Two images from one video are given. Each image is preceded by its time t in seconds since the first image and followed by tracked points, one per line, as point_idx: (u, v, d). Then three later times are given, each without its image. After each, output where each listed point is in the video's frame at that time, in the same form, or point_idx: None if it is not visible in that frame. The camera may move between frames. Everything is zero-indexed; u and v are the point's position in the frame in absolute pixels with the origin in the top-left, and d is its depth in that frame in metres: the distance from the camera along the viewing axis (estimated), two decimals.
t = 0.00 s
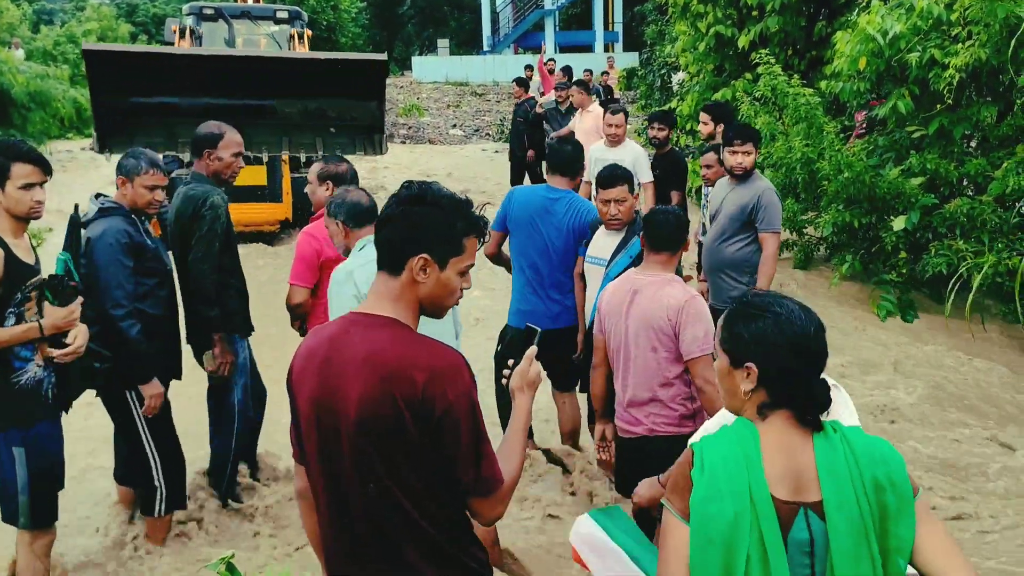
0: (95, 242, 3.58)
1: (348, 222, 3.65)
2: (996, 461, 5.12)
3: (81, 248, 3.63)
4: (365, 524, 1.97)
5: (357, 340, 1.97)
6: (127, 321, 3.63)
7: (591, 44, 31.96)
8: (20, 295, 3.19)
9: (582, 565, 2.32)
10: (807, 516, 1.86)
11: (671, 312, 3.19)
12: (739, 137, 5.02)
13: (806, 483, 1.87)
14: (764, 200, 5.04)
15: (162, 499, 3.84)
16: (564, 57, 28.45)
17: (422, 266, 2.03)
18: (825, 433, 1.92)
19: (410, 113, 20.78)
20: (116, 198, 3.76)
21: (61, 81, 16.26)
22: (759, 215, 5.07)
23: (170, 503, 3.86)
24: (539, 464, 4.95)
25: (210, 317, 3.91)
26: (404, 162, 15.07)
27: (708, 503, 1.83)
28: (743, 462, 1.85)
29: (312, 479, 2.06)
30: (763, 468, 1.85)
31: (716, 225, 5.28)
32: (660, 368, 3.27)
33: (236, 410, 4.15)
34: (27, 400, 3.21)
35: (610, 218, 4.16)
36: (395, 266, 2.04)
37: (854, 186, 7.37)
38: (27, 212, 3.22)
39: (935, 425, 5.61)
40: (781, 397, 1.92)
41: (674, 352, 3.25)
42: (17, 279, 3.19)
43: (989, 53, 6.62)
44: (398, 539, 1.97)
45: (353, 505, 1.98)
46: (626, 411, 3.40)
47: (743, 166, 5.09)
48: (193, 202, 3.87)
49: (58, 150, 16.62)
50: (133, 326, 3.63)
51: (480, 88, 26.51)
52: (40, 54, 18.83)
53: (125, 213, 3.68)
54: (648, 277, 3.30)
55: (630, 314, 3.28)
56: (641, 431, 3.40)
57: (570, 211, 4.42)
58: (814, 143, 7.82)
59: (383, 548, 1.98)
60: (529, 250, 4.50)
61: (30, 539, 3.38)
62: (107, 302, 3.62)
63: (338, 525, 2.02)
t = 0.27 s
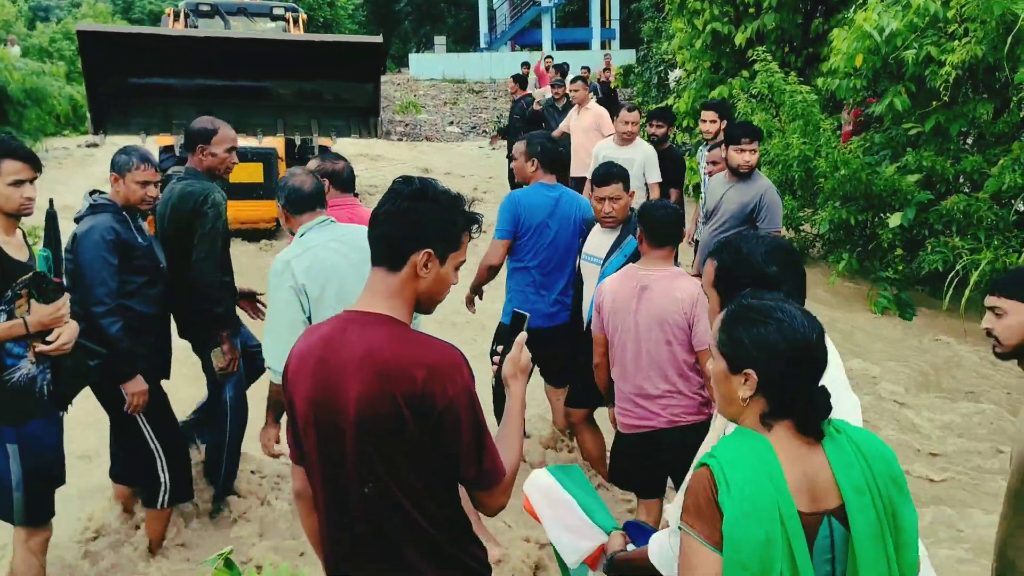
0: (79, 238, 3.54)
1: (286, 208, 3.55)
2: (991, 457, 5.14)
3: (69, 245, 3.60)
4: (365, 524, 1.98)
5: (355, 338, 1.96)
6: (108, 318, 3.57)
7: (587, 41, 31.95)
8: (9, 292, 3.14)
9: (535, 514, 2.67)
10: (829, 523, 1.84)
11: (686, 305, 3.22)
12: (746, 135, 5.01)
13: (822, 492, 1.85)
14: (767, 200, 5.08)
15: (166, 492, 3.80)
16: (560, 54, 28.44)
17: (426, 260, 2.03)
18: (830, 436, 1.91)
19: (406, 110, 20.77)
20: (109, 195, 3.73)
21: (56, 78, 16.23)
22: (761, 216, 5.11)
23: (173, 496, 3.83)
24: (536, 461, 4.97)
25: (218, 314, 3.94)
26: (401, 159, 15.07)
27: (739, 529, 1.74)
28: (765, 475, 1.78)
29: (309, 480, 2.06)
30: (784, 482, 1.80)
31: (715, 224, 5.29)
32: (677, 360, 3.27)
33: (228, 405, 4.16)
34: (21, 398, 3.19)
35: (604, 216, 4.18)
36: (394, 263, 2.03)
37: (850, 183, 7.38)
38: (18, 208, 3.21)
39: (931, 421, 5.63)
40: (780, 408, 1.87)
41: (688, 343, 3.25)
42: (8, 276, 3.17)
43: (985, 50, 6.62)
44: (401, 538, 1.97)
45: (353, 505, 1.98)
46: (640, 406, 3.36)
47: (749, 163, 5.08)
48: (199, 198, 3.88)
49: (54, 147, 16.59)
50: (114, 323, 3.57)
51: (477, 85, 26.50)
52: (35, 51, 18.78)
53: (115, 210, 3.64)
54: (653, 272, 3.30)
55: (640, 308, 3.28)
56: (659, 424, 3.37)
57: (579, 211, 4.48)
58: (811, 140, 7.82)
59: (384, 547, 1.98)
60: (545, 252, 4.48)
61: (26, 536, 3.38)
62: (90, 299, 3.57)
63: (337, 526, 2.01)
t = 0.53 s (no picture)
0: (81, 239, 3.50)
1: (281, 193, 3.56)
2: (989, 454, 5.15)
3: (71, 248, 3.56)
4: (366, 522, 1.98)
5: (350, 337, 1.97)
6: (112, 320, 3.53)
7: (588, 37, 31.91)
8: (5, 288, 3.18)
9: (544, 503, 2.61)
10: (842, 521, 1.86)
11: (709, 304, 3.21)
12: (746, 131, 5.03)
13: (832, 489, 1.87)
14: (769, 194, 5.08)
15: (157, 501, 3.77)
16: (561, 49, 28.41)
17: (410, 252, 2.03)
18: (832, 430, 1.95)
19: (407, 106, 20.77)
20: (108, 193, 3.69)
21: (57, 73, 16.22)
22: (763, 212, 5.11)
23: (165, 505, 3.80)
24: (534, 457, 4.98)
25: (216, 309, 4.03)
26: (402, 155, 15.07)
27: (776, 538, 1.71)
28: (784, 475, 1.76)
29: (308, 481, 2.06)
30: (803, 481, 1.78)
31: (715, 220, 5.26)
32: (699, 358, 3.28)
33: (219, 399, 4.21)
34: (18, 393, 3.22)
35: (591, 212, 4.20)
36: (379, 257, 2.03)
37: (851, 180, 7.40)
38: (12, 205, 3.19)
39: (929, 418, 5.63)
40: (781, 412, 1.84)
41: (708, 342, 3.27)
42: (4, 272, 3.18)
43: (986, 46, 6.62)
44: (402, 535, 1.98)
45: (353, 505, 1.98)
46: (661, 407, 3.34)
47: (750, 159, 5.09)
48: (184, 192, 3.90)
49: (54, 142, 16.60)
50: (117, 325, 3.53)
51: (477, 81, 26.47)
52: (36, 46, 18.77)
53: (115, 209, 3.61)
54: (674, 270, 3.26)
55: (662, 307, 3.24)
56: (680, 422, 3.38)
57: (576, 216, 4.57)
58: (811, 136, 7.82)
59: (385, 545, 1.99)
60: (547, 253, 4.52)
61: (23, 532, 3.39)
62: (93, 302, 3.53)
63: (338, 526, 2.02)
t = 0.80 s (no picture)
0: (93, 244, 3.49)
1: (302, 183, 3.57)
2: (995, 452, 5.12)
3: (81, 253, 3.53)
4: (364, 516, 1.99)
5: (349, 330, 1.97)
6: (130, 326, 3.54)
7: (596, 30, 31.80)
8: (5, 282, 3.20)
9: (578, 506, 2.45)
10: (831, 507, 1.88)
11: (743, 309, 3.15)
12: (752, 123, 4.99)
13: (818, 477, 1.87)
14: (774, 187, 5.07)
15: (172, 496, 3.79)
16: (569, 43, 28.32)
17: (409, 247, 2.02)
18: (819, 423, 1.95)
19: (413, 99, 20.74)
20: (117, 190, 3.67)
21: (64, 65, 16.23)
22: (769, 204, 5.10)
23: (178, 502, 3.81)
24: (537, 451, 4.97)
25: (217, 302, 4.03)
26: (408, 149, 15.05)
27: (762, 530, 1.70)
28: (774, 469, 1.76)
29: (307, 474, 2.07)
30: (789, 472, 1.78)
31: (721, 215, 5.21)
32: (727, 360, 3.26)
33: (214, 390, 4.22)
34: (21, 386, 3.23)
35: (574, 202, 4.24)
36: (377, 252, 2.03)
37: (857, 174, 7.38)
38: (13, 197, 3.20)
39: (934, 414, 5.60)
40: (769, 405, 1.85)
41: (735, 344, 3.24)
42: (5, 265, 3.19)
43: (994, 40, 6.58)
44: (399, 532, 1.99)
45: (351, 499, 1.99)
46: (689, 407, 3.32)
47: (754, 153, 5.08)
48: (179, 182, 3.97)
49: (61, 134, 16.62)
50: (137, 330, 3.55)
51: (484, 74, 26.42)
52: (43, 38, 18.79)
53: (127, 209, 3.60)
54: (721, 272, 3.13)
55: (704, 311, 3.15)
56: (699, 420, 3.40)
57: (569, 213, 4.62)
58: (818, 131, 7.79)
59: (383, 539, 1.99)
60: (544, 249, 4.56)
61: (28, 524, 3.40)
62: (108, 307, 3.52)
63: (336, 520, 2.03)
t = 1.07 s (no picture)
0: (119, 246, 3.49)
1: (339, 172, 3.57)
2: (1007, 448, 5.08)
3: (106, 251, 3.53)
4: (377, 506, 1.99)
5: (361, 321, 1.96)
6: (160, 328, 3.56)
7: (609, 21, 31.65)
8: (17, 272, 3.22)
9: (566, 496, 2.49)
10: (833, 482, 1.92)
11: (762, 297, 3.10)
12: (762, 114, 4.96)
13: (820, 452, 1.91)
14: (786, 176, 5.03)
15: (189, 491, 3.81)
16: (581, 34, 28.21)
17: (420, 240, 2.02)
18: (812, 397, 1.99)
19: (425, 90, 20.73)
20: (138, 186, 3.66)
21: (78, 55, 16.28)
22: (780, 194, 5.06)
23: (195, 495, 3.82)
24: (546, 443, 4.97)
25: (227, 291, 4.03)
26: (419, 140, 15.04)
27: (784, 504, 1.67)
28: (792, 443, 1.77)
29: (314, 468, 2.05)
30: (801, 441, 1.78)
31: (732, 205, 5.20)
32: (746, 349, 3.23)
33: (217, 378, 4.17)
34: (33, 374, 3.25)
35: (573, 190, 4.23)
36: (387, 243, 2.03)
37: (871, 166, 7.32)
38: (25, 185, 3.21)
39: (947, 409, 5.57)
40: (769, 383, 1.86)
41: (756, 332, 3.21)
42: (17, 254, 3.21)
43: (1011, 32, 6.51)
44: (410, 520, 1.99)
45: (364, 490, 1.98)
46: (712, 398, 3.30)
47: (766, 143, 5.05)
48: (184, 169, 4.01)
49: (75, 123, 16.69)
50: (167, 333, 3.57)
51: (496, 65, 26.36)
52: (57, 27, 18.85)
53: (152, 208, 3.59)
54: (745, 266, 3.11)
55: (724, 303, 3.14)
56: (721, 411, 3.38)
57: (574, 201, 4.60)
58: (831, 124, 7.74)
59: (397, 528, 1.99)
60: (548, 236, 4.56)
61: (40, 511, 3.42)
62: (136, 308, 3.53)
63: (347, 513, 2.02)
